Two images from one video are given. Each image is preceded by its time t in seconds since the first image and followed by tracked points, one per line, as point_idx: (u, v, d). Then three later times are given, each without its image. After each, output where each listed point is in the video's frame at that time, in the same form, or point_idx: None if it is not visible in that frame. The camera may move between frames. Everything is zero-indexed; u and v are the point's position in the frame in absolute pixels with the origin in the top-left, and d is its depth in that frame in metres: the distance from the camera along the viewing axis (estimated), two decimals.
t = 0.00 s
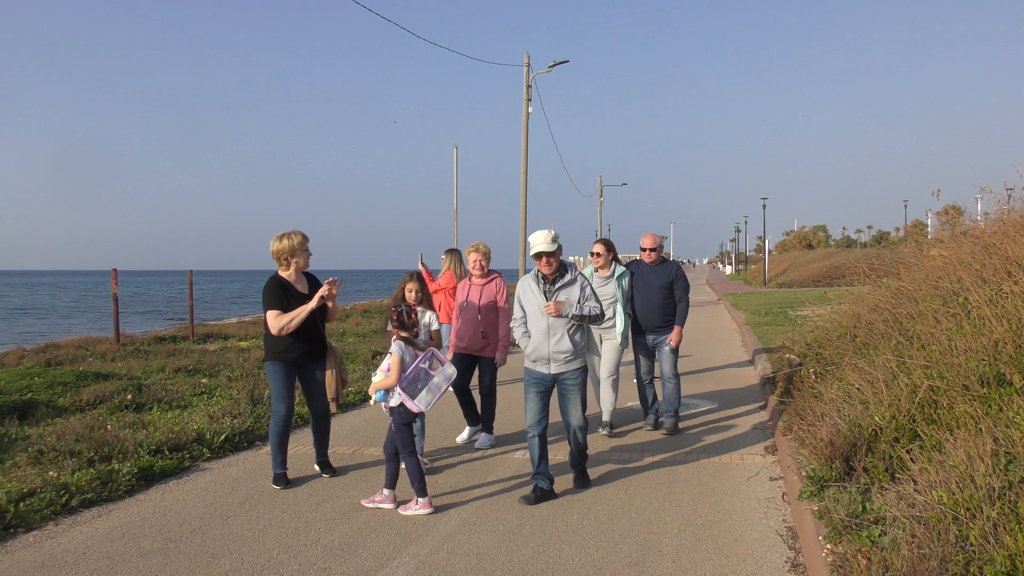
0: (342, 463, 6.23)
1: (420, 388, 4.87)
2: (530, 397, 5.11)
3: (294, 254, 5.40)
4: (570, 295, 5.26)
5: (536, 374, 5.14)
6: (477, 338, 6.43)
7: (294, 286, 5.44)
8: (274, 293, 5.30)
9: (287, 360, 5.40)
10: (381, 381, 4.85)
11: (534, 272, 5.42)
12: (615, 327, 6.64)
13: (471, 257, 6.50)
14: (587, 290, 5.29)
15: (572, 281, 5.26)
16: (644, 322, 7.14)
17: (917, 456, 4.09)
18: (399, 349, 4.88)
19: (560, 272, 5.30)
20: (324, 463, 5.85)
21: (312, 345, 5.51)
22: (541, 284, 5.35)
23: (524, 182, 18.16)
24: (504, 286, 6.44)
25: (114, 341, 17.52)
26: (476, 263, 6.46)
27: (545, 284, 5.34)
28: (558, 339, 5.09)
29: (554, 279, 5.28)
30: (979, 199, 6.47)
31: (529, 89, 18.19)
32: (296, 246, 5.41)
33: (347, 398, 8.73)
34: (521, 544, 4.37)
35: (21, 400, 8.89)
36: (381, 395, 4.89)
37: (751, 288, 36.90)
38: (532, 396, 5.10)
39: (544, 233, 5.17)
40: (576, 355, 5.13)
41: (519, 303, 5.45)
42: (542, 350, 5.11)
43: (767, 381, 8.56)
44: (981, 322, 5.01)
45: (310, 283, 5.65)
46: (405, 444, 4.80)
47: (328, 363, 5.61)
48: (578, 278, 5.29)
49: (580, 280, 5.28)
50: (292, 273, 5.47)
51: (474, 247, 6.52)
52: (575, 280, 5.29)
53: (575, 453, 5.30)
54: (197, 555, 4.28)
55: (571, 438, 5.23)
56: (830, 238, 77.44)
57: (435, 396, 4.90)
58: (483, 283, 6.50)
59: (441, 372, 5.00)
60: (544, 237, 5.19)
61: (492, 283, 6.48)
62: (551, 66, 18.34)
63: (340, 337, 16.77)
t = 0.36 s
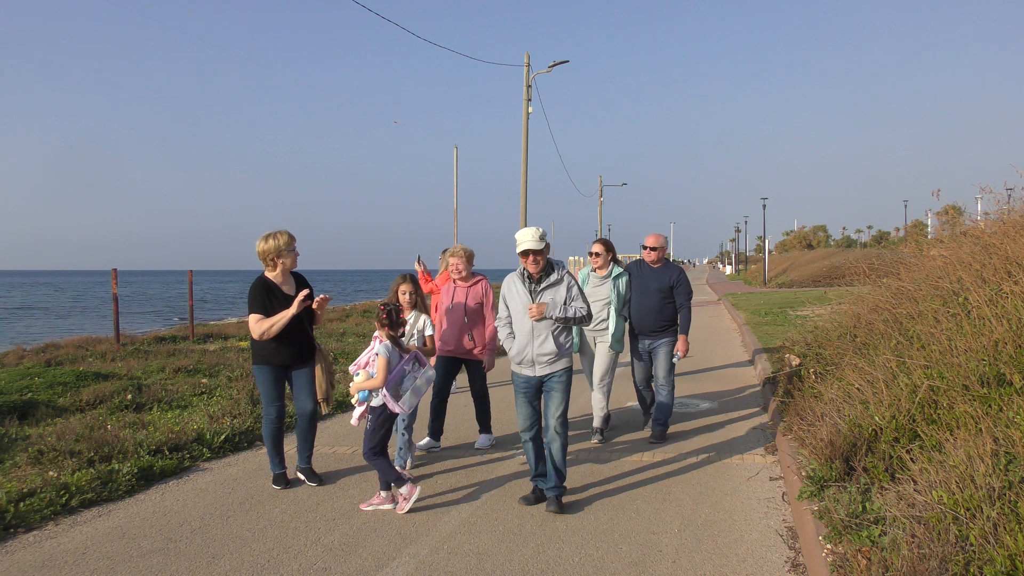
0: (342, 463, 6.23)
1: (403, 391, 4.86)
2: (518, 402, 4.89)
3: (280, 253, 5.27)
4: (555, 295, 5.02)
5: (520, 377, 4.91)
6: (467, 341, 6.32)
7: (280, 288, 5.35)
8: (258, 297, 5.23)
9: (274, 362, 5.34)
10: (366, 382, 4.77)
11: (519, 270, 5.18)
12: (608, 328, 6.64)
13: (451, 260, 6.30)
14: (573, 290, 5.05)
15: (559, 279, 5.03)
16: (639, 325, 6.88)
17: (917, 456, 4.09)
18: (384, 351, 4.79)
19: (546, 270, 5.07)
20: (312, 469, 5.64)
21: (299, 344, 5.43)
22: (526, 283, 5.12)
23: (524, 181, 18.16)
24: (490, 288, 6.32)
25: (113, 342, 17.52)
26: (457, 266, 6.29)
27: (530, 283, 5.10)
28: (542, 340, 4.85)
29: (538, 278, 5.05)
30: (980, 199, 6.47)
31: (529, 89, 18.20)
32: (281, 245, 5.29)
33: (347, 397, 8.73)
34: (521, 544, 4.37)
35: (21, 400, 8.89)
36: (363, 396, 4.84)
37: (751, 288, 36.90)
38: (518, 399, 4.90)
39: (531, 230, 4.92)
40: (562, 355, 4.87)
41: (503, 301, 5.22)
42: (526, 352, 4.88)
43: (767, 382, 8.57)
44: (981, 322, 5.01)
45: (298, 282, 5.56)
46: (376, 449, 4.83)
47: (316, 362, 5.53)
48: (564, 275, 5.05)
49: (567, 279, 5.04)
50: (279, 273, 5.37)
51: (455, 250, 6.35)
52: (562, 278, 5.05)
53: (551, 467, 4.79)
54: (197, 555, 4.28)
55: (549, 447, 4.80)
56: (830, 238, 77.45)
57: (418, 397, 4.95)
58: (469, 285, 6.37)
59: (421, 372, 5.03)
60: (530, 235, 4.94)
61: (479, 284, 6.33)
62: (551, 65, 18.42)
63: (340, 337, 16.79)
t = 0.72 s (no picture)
0: (342, 463, 6.23)
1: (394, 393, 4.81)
2: (513, 410, 4.79)
3: (275, 258, 5.12)
4: (551, 301, 4.76)
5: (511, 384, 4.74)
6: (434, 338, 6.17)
7: (273, 294, 5.22)
8: (249, 304, 5.11)
9: (268, 367, 5.15)
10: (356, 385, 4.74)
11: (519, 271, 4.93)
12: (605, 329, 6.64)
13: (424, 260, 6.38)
14: (570, 297, 4.80)
15: (558, 285, 4.77)
16: (635, 325, 6.73)
17: (917, 456, 4.09)
18: (375, 352, 4.78)
19: (545, 275, 4.81)
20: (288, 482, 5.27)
21: (292, 350, 5.19)
22: (523, 285, 4.88)
23: (524, 181, 18.16)
24: (462, 287, 6.38)
25: (114, 342, 17.52)
26: (429, 266, 6.38)
27: (528, 287, 4.86)
28: (533, 348, 4.64)
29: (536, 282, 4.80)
30: (980, 199, 6.47)
31: (529, 89, 18.21)
32: (277, 250, 5.13)
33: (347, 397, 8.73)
34: (521, 544, 4.37)
35: (21, 400, 8.89)
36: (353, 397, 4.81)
37: (751, 288, 36.89)
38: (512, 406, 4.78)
39: (531, 233, 4.64)
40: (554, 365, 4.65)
41: (500, 303, 5.01)
42: (516, 358, 4.70)
43: (767, 381, 8.57)
44: (981, 322, 5.01)
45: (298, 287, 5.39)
46: (374, 449, 4.78)
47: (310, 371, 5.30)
48: (563, 281, 4.80)
49: (566, 286, 4.78)
50: (275, 277, 5.24)
51: (425, 250, 6.43)
52: (560, 284, 4.79)
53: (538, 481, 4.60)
54: (197, 555, 4.28)
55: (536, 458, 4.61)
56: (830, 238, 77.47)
57: (409, 398, 4.91)
58: (440, 285, 6.38)
59: (413, 374, 5.00)
60: (531, 237, 4.67)
61: (450, 283, 6.38)
62: (551, 65, 18.38)
63: (340, 337, 16.79)
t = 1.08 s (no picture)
0: (342, 463, 6.23)
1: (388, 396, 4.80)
2: (496, 411, 4.60)
3: (271, 255, 5.02)
4: (548, 299, 4.68)
5: (505, 384, 4.63)
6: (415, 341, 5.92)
7: (270, 292, 5.12)
8: (243, 300, 5.01)
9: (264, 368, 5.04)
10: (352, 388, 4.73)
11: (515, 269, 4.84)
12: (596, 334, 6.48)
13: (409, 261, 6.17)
14: (568, 295, 4.71)
15: (555, 284, 4.70)
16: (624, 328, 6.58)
17: (917, 456, 4.09)
18: (372, 355, 4.74)
19: (541, 273, 4.74)
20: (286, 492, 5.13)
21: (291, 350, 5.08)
22: (519, 283, 4.78)
23: (524, 181, 18.15)
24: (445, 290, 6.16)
25: (114, 341, 17.52)
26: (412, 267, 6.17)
27: (524, 284, 4.77)
28: (530, 347, 4.55)
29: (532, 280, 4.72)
30: (980, 198, 6.47)
31: (529, 89, 18.21)
32: (273, 247, 5.02)
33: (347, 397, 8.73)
34: (521, 544, 4.37)
35: (21, 400, 8.89)
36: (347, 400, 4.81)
37: (751, 288, 36.89)
38: (497, 408, 4.60)
39: (528, 227, 4.56)
40: (551, 366, 4.58)
41: (495, 301, 4.91)
42: (512, 357, 4.59)
43: (767, 382, 8.57)
44: (981, 322, 5.01)
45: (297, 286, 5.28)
46: (377, 447, 4.80)
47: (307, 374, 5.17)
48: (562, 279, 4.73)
49: (564, 284, 4.71)
50: (273, 273, 5.12)
51: (408, 251, 6.20)
52: (558, 283, 4.72)
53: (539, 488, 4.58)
54: (197, 555, 4.28)
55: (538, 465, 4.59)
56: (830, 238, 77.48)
57: (406, 402, 4.88)
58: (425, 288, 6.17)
59: (412, 378, 4.96)
60: (528, 232, 4.58)
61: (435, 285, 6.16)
62: (551, 65, 18.45)
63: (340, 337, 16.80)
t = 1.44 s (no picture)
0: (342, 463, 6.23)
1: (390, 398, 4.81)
2: (480, 422, 4.37)
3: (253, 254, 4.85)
4: (529, 305, 4.47)
5: (489, 397, 4.42)
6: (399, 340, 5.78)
7: (254, 292, 4.92)
8: (227, 301, 4.87)
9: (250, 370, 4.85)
10: (355, 390, 4.64)
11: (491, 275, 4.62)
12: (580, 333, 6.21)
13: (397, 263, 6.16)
14: (550, 299, 4.52)
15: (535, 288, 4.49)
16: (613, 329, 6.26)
17: (918, 456, 4.09)
18: (378, 356, 4.71)
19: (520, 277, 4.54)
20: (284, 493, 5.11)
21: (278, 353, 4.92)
22: (497, 290, 4.58)
23: (524, 181, 18.16)
24: (435, 289, 6.15)
25: (114, 341, 17.53)
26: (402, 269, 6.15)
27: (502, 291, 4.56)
28: (513, 357, 4.36)
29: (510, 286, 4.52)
30: (980, 198, 6.47)
31: (529, 89, 18.21)
32: (254, 246, 4.84)
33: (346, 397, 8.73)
34: (521, 544, 4.37)
35: (21, 400, 8.90)
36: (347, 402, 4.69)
37: (751, 288, 36.90)
38: (483, 420, 4.37)
39: (501, 230, 4.34)
40: (537, 375, 4.39)
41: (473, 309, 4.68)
42: (497, 368, 4.39)
43: (767, 382, 8.57)
44: (981, 322, 5.01)
45: (286, 283, 5.03)
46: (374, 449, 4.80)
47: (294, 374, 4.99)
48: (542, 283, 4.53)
49: (544, 288, 4.52)
50: (257, 274, 4.94)
51: (394, 253, 6.20)
52: (538, 287, 4.52)
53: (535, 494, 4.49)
54: (197, 555, 4.28)
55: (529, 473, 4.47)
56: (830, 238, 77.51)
57: (405, 404, 4.97)
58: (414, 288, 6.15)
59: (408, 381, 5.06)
60: (500, 236, 4.35)
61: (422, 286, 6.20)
62: (551, 66, 19.22)
63: (340, 337, 16.81)
